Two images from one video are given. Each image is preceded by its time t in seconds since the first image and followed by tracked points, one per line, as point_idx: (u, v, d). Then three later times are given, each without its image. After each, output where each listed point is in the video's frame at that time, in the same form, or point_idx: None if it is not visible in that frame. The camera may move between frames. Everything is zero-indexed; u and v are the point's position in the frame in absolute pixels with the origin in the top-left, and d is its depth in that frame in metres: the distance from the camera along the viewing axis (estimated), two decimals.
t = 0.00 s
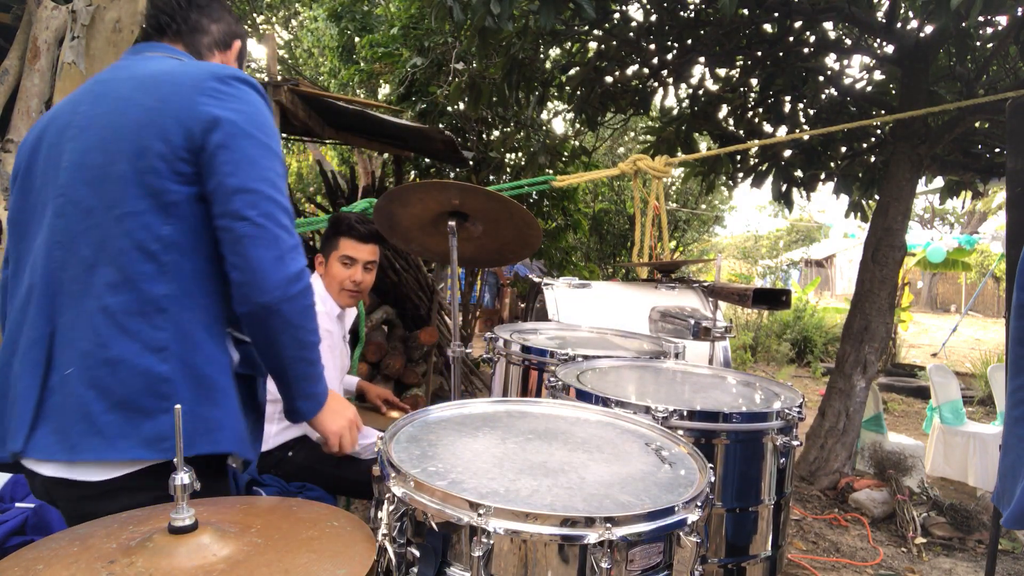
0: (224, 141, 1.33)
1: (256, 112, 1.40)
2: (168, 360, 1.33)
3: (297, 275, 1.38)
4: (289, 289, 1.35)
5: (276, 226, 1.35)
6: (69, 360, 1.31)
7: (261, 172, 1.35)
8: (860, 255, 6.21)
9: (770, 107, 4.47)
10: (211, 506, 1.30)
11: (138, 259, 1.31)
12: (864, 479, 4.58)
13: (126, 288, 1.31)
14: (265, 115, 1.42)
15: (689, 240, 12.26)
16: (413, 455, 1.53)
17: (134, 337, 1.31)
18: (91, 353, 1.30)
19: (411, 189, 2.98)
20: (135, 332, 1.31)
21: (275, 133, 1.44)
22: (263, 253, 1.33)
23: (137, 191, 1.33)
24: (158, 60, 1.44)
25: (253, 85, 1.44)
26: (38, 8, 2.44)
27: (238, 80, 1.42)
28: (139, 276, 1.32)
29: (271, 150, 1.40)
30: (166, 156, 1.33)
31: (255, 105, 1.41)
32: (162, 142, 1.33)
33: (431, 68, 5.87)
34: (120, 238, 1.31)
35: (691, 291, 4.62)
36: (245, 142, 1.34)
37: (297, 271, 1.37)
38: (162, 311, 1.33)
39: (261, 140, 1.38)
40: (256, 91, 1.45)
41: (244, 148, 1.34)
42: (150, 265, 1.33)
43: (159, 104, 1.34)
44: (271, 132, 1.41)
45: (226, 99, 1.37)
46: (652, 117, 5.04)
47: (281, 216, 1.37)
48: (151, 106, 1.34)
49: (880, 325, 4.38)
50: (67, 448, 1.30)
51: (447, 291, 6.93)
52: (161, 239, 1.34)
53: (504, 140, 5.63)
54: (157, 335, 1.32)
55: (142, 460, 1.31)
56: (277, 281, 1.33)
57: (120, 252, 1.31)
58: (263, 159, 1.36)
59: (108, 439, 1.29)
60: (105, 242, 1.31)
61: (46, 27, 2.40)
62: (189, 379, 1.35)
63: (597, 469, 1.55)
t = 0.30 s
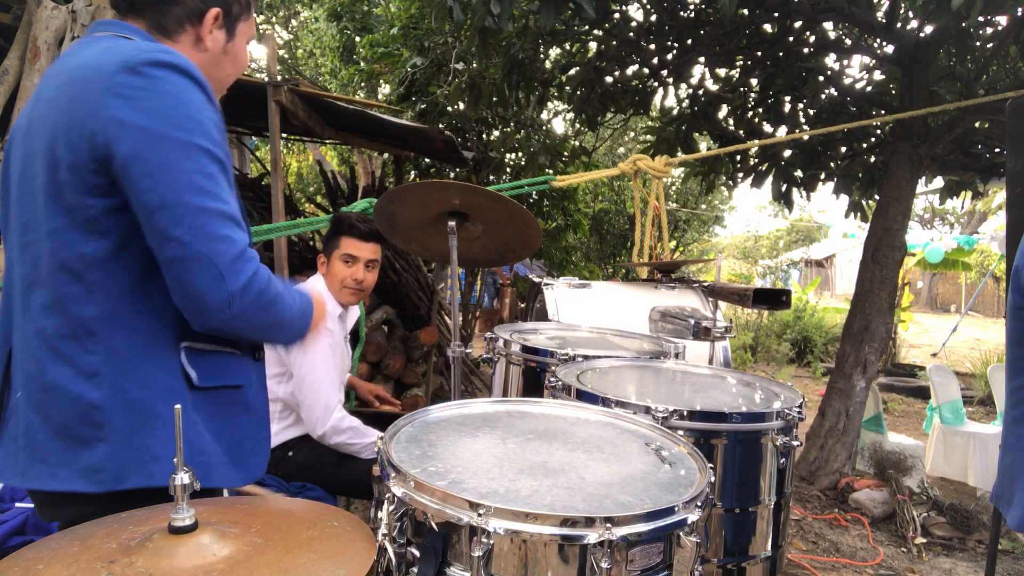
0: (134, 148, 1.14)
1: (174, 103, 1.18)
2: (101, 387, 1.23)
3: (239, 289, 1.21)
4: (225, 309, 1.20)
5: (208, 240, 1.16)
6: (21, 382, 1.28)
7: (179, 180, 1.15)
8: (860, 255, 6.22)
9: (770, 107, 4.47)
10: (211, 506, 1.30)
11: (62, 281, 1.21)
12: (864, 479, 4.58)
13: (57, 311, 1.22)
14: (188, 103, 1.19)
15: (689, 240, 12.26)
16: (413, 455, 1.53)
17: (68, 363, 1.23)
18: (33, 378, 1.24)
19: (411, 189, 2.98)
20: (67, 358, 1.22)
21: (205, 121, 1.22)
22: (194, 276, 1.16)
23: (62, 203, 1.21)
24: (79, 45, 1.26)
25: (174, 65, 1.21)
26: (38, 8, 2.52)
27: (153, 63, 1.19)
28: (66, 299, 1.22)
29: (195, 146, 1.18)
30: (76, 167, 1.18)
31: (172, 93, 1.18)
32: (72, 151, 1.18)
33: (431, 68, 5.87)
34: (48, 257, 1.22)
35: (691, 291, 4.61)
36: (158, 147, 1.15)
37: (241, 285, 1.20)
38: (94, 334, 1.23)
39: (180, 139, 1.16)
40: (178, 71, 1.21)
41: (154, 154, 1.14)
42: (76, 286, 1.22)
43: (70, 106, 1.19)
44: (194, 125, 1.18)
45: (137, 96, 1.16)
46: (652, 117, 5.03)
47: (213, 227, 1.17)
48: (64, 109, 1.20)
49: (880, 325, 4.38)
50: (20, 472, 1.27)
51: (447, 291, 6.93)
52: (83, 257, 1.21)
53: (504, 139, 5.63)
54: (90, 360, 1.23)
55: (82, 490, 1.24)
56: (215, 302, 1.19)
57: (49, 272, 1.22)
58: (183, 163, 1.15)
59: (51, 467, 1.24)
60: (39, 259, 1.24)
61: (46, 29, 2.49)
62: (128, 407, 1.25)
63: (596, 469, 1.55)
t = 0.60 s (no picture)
0: (92, 164, 1.06)
1: (128, 107, 1.08)
2: (84, 406, 1.18)
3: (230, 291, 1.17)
4: (221, 314, 1.17)
5: (192, 256, 1.10)
6: (9, 399, 1.24)
7: (148, 194, 1.06)
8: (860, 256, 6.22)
9: (770, 108, 4.48)
10: (211, 505, 1.30)
11: (34, 299, 1.16)
12: (864, 479, 4.57)
13: (32, 330, 1.18)
14: (145, 107, 1.09)
15: (689, 240, 12.27)
16: (413, 455, 1.53)
17: (47, 382, 1.18)
18: (18, 396, 1.21)
19: (411, 189, 2.98)
20: (47, 378, 1.18)
21: (169, 124, 1.12)
22: (183, 294, 1.11)
23: (28, 220, 1.16)
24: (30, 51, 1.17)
25: (125, 64, 1.11)
26: (39, 9, 2.50)
27: (100, 65, 1.09)
28: (41, 318, 1.16)
29: (161, 153, 1.09)
30: (34, 185, 1.11)
31: (127, 97, 1.08)
32: (28, 168, 1.10)
33: (432, 68, 5.88)
34: (18, 277, 1.17)
35: (691, 291, 4.60)
36: (120, 160, 1.06)
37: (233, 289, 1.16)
38: (71, 354, 1.18)
39: (142, 149, 1.07)
40: (131, 69, 1.11)
41: (117, 170, 1.05)
42: (49, 305, 1.17)
43: (23, 119, 1.10)
44: (156, 130, 1.09)
45: (88, 105, 1.07)
46: (652, 117, 5.03)
47: (195, 240, 1.10)
48: (17, 123, 1.11)
49: (880, 325, 4.38)
50: (9, 488, 1.24)
51: (447, 291, 6.93)
52: (52, 275, 1.15)
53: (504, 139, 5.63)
54: (69, 379, 1.18)
55: (70, 509, 1.20)
56: (210, 312, 1.16)
57: (20, 293, 1.18)
58: (149, 175, 1.07)
59: (37, 485, 1.20)
60: (12, 277, 1.20)
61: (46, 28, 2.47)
62: (112, 426, 1.20)
63: (597, 469, 1.55)
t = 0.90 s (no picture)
0: (95, 169, 1.05)
1: (129, 110, 1.07)
2: (90, 409, 1.18)
3: (238, 291, 1.18)
4: (230, 314, 1.19)
5: (201, 258, 1.10)
6: (13, 404, 1.24)
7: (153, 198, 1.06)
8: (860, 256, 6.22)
9: (770, 108, 4.48)
10: (211, 505, 1.30)
11: (35, 304, 1.16)
12: (864, 479, 4.57)
13: (36, 334, 1.17)
14: (146, 109, 1.09)
15: (689, 240, 12.26)
16: (413, 455, 1.53)
17: (53, 386, 1.18)
18: (23, 402, 1.21)
19: (411, 189, 2.98)
20: (53, 383, 1.18)
21: (170, 124, 1.11)
22: (192, 297, 1.12)
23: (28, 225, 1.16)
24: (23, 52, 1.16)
25: (124, 65, 1.10)
26: (39, 9, 2.50)
27: (97, 65, 1.08)
28: (45, 322, 1.16)
29: (164, 155, 1.08)
30: (34, 192, 1.10)
31: (128, 98, 1.08)
32: (28, 175, 1.09)
33: (432, 68, 5.88)
34: (18, 282, 1.16)
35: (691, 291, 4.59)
36: (123, 165, 1.05)
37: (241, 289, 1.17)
38: (77, 358, 1.18)
39: (145, 153, 1.06)
40: (130, 69, 1.11)
41: (121, 175, 1.05)
42: (51, 309, 1.16)
43: (23, 123, 1.09)
44: (158, 131, 1.09)
45: (89, 110, 1.06)
46: (652, 117, 5.03)
47: (202, 244, 1.10)
48: (17, 127, 1.10)
49: (880, 325, 4.38)
50: (13, 493, 1.24)
51: (447, 291, 6.93)
52: (55, 279, 1.15)
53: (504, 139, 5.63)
54: (76, 383, 1.18)
55: (79, 514, 1.20)
56: (219, 313, 1.17)
57: (22, 297, 1.17)
58: (153, 180, 1.07)
59: (44, 491, 1.20)
60: (11, 282, 1.20)
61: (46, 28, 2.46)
62: (121, 429, 1.21)
63: (597, 469, 1.55)
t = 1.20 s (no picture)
0: (104, 169, 1.05)
1: (141, 111, 1.08)
2: (89, 411, 1.18)
3: (242, 295, 1.18)
4: (234, 318, 1.19)
5: (207, 261, 1.10)
6: (10, 404, 1.24)
7: (162, 199, 1.06)
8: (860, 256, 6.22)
9: (770, 107, 4.48)
10: (211, 505, 1.30)
11: (37, 304, 1.15)
12: (864, 479, 4.57)
13: (37, 334, 1.17)
14: (157, 110, 1.09)
15: (689, 240, 12.26)
16: (413, 455, 1.53)
17: (53, 388, 1.18)
18: (21, 402, 1.20)
19: (412, 189, 2.98)
20: (54, 384, 1.17)
21: (181, 127, 1.12)
22: (197, 299, 1.12)
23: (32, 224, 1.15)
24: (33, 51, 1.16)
25: (136, 66, 1.10)
26: (39, 9, 2.50)
27: (110, 66, 1.08)
28: (46, 323, 1.16)
29: (175, 157, 1.09)
30: (40, 191, 1.09)
31: (140, 100, 1.08)
32: (34, 173, 1.09)
33: (432, 68, 5.88)
34: (20, 280, 1.16)
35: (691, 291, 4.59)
36: (133, 166, 1.05)
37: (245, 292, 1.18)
38: (77, 358, 1.17)
39: (156, 155, 1.07)
40: (143, 71, 1.11)
41: (132, 176, 1.05)
42: (52, 309, 1.16)
43: (30, 120, 1.09)
44: (169, 134, 1.09)
45: (100, 110, 1.06)
46: (652, 117, 5.03)
47: (208, 246, 1.10)
48: (24, 125, 1.10)
49: (880, 325, 4.38)
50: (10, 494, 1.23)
51: (447, 291, 6.93)
52: (57, 279, 1.15)
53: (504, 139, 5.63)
54: (76, 384, 1.18)
55: (80, 515, 1.20)
56: (223, 316, 1.17)
57: (23, 296, 1.17)
58: (163, 182, 1.07)
59: (44, 491, 1.19)
60: (13, 281, 1.19)
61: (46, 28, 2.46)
62: (121, 431, 1.21)
63: (597, 468, 1.55)
